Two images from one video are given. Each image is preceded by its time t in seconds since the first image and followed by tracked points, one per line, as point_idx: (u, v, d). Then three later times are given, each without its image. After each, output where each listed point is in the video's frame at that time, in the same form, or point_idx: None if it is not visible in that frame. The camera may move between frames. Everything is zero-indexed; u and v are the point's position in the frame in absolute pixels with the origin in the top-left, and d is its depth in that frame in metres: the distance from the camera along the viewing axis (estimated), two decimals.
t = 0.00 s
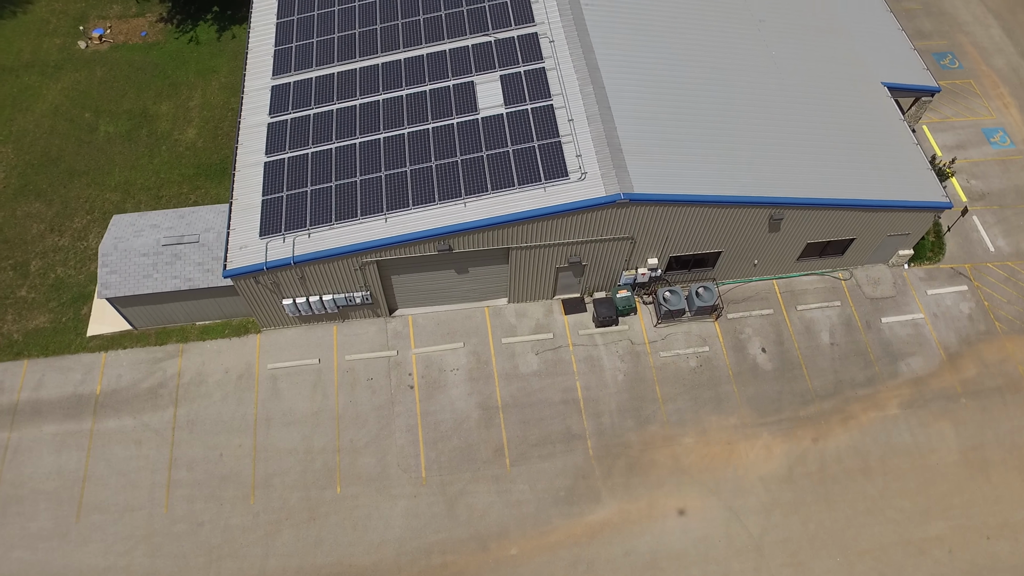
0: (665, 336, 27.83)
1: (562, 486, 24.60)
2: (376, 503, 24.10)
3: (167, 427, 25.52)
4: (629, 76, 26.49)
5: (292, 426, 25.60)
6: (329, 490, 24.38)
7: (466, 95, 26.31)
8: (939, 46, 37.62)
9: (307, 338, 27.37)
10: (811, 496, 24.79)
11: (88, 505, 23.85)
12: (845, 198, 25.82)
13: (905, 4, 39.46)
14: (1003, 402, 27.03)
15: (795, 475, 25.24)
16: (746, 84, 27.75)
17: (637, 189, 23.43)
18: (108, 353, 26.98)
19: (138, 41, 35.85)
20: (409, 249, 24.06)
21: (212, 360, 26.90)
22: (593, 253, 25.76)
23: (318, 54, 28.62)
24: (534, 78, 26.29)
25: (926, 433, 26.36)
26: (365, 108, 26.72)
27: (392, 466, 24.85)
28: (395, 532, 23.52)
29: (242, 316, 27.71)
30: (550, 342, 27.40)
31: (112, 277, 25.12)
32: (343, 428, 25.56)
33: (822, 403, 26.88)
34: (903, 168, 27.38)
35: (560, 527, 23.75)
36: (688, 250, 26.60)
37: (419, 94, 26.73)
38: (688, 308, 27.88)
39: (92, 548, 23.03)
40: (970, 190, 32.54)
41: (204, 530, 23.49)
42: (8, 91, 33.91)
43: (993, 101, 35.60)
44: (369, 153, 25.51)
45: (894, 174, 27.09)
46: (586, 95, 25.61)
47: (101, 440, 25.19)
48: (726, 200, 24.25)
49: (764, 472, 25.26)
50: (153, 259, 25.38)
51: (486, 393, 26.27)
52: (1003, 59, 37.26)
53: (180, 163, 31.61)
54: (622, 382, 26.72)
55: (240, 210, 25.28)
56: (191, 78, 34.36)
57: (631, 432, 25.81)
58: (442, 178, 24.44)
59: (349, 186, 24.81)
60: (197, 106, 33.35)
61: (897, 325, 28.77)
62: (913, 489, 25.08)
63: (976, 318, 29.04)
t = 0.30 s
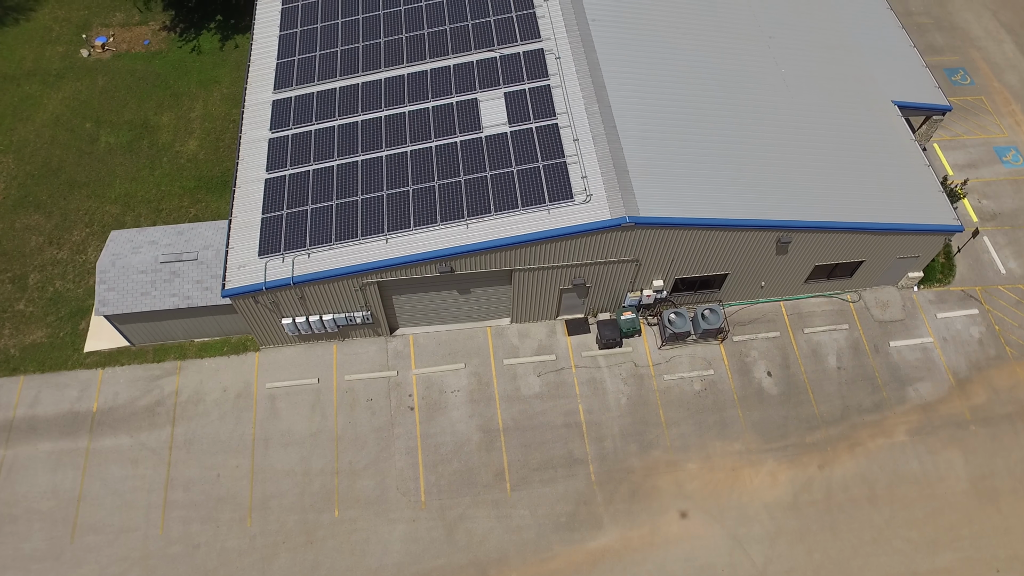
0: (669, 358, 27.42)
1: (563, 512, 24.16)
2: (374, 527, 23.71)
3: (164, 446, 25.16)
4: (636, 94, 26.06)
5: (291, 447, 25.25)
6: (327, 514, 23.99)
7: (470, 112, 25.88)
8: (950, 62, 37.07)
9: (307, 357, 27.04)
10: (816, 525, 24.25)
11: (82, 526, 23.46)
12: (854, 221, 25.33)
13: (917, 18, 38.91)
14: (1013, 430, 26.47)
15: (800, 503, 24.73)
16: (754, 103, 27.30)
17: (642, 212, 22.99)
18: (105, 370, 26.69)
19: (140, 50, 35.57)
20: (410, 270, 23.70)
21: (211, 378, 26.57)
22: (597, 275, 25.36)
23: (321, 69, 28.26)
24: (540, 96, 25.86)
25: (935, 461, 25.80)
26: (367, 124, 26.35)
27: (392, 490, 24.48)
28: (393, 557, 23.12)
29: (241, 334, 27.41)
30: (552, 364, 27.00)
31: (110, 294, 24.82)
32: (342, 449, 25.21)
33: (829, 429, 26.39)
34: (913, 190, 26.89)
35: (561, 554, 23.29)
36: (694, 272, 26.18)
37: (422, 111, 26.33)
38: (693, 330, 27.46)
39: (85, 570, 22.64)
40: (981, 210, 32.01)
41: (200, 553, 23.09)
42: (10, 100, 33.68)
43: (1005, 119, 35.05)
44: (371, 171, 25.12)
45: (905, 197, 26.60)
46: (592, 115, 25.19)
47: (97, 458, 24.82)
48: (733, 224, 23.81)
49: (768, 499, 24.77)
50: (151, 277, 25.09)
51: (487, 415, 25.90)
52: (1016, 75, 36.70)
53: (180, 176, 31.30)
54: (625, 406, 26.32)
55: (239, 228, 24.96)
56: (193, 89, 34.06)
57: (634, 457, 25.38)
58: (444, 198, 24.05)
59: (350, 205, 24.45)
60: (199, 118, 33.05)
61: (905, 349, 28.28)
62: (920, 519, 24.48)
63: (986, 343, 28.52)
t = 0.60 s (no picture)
0: (672, 381, 26.97)
1: (564, 539, 23.67)
2: (371, 553, 23.26)
3: (159, 468, 24.78)
4: (641, 113, 25.60)
5: (287, 470, 24.86)
6: (323, 538, 23.56)
7: (472, 130, 25.39)
8: (961, 77, 36.49)
9: (305, 377, 26.67)
10: (821, 554, 23.71)
11: (75, 549, 23.07)
12: (862, 245, 24.81)
13: (927, 32, 38.33)
14: None
15: (805, 532, 24.18)
16: (762, 123, 26.84)
17: (646, 236, 22.52)
18: (101, 388, 26.32)
19: (140, 59, 35.22)
20: (409, 293, 23.28)
21: (207, 397, 26.21)
22: (600, 297, 24.92)
23: (322, 83, 27.82)
24: (544, 114, 25.36)
25: (943, 490, 25.19)
26: (367, 141, 25.89)
27: (389, 514, 24.05)
28: None
29: (238, 352, 27.06)
30: (553, 386, 26.58)
31: (104, 312, 24.47)
32: (340, 472, 24.82)
33: (834, 456, 25.85)
34: (923, 212, 26.41)
35: None
36: (698, 295, 25.72)
37: (423, 128, 25.82)
38: (697, 353, 27.00)
39: None
40: (992, 230, 31.45)
41: None
42: (8, 110, 33.35)
43: (1017, 136, 34.46)
44: (370, 190, 24.67)
45: (914, 219, 26.10)
46: (597, 133, 24.69)
47: (91, 479, 24.45)
48: (738, 249, 23.32)
49: (772, 527, 24.22)
50: (146, 295, 24.74)
51: (486, 439, 25.49)
52: None
53: (179, 189, 30.94)
54: (627, 430, 25.87)
55: (236, 247, 24.57)
56: (194, 99, 33.67)
57: (636, 483, 24.91)
58: (445, 219, 23.59)
59: (349, 225, 24.03)
60: (199, 129, 32.67)
61: (913, 373, 27.75)
62: (928, 549, 23.91)
63: (996, 367, 27.96)
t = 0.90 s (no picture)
0: (675, 405, 26.52)
1: (562, 566, 23.12)
2: None
3: (153, 490, 24.36)
4: (645, 132, 25.11)
5: (282, 493, 24.44)
6: (317, 564, 23.09)
7: (472, 149, 24.91)
8: (970, 92, 35.89)
9: (301, 398, 26.27)
10: None
11: (66, 573, 22.66)
12: (869, 269, 24.31)
13: (936, 45, 37.71)
14: None
15: (808, 561, 23.55)
16: (769, 142, 26.36)
17: (649, 261, 22.04)
18: (95, 407, 25.95)
19: (139, 70, 34.87)
20: (408, 316, 22.87)
21: (202, 418, 25.84)
22: (602, 320, 24.49)
23: (321, 98, 27.38)
24: (545, 133, 24.84)
25: (949, 518, 24.47)
26: (366, 158, 25.42)
27: (385, 540, 23.58)
28: None
29: (234, 372, 26.67)
30: (554, 409, 26.16)
31: (99, 332, 24.10)
32: (336, 496, 24.38)
33: (839, 482, 25.24)
34: (931, 235, 25.91)
35: None
36: (702, 318, 25.25)
37: (423, 146, 25.35)
38: (700, 376, 26.55)
39: None
40: (1001, 250, 30.89)
41: None
42: (5, 120, 33.01)
43: None
44: (368, 210, 24.22)
45: (923, 242, 25.60)
46: (600, 153, 24.19)
47: (83, 501, 24.04)
48: (742, 273, 22.82)
49: (775, 556, 23.62)
50: (141, 315, 24.36)
51: (485, 463, 25.08)
52: None
53: (177, 203, 30.56)
54: (628, 455, 25.42)
55: (232, 268, 24.21)
56: (192, 111, 33.28)
57: (637, 509, 24.40)
58: (444, 242, 23.12)
59: (346, 246, 23.61)
60: (197, 141, 32.29)
61: (920, 398, 27.19)
62: None
63: (1005, 392, 27.37)
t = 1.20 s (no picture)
0: (676, 429, 26.08)
1: None
2: None
3: (146, 513, 23.92)
4: (649, 153, 24.66)
5: (277, 517, 24.01)
6: None
7: (472, 169, 24.44)
8: (979, 108, 35.34)
9: (298, 420, 25.89)
10: None
11: None
12: (876, 294, 23.81)
13: (944, 60, 37.13)
14: None
15: None
16: (774, 163, 25.89)
17: (652, 287, 21.59)
18: (88, 427, 25.57)
19: (137, 80, 34.55)
20: (405, 341, 22.44)
21: (197, 439, 25.47)
22: (603, 345, 24.06)
23: (319, 114, 26.96)
24: (547, 153, 24.37)
25: (956, 548, 23.89)
26: (364, 177, 24.97)
27: (381, 566, 23.14)
28: None
29: (230, 392, 26.29)
30: (554, 433, 25.75)
31: (91, 353, 23.78)
32: (331, 521, 23.96)
33: (843, 510, 24.70)
34: (940, 259, 25.41)
35: None
36: (705, 342, 24.80)
37: (422, 165, 24.90)
38: (703, 400, 26.10)
39: None
40: (1010, 271, 30.36)
41: None
42: (2, 131, 32.68)
43: None
44: (366, 231, 23.79)
45: (931, 266, 25.11)
46: (602, 175, 23.72)
47: (75, 524, 23.61)
48: (746, 299, 22.35)
49: None
50: (135, 335, 24.02)
51: (483, 488, 24.66)
52: None
53: (173, 217, 30.20)
54: (629, 481, 24.98)
55: (227, 289, 23.82)
56: (190, 123, 32.93)
57: (637, 537, 23.93)
58: (442, 265, 22.68)
59: (343, 268, 23.21)
60: (194, 154, 31.93)
61: (926, 424, 26.65)
62: None
63: (1013, 418, 26.82)
